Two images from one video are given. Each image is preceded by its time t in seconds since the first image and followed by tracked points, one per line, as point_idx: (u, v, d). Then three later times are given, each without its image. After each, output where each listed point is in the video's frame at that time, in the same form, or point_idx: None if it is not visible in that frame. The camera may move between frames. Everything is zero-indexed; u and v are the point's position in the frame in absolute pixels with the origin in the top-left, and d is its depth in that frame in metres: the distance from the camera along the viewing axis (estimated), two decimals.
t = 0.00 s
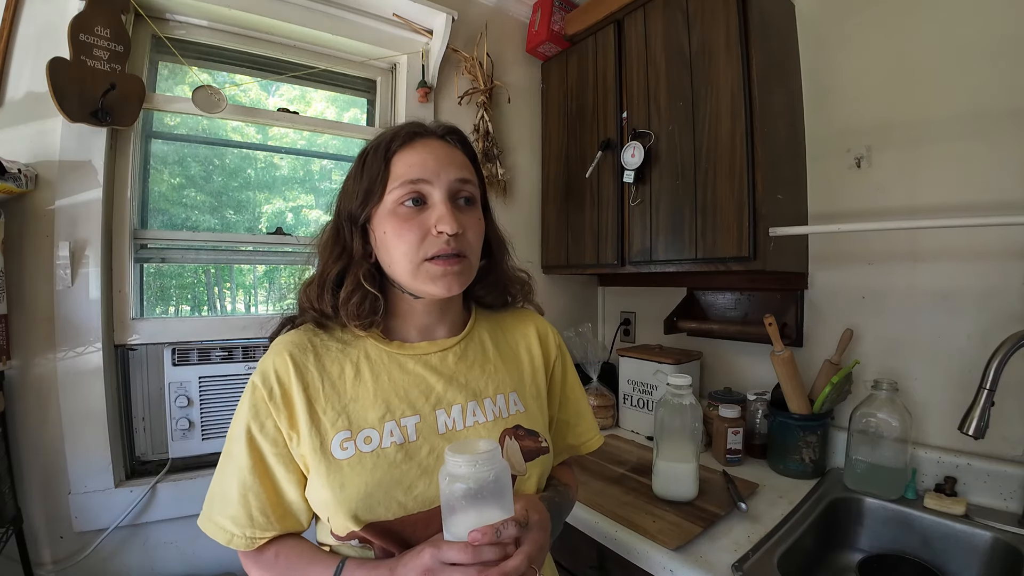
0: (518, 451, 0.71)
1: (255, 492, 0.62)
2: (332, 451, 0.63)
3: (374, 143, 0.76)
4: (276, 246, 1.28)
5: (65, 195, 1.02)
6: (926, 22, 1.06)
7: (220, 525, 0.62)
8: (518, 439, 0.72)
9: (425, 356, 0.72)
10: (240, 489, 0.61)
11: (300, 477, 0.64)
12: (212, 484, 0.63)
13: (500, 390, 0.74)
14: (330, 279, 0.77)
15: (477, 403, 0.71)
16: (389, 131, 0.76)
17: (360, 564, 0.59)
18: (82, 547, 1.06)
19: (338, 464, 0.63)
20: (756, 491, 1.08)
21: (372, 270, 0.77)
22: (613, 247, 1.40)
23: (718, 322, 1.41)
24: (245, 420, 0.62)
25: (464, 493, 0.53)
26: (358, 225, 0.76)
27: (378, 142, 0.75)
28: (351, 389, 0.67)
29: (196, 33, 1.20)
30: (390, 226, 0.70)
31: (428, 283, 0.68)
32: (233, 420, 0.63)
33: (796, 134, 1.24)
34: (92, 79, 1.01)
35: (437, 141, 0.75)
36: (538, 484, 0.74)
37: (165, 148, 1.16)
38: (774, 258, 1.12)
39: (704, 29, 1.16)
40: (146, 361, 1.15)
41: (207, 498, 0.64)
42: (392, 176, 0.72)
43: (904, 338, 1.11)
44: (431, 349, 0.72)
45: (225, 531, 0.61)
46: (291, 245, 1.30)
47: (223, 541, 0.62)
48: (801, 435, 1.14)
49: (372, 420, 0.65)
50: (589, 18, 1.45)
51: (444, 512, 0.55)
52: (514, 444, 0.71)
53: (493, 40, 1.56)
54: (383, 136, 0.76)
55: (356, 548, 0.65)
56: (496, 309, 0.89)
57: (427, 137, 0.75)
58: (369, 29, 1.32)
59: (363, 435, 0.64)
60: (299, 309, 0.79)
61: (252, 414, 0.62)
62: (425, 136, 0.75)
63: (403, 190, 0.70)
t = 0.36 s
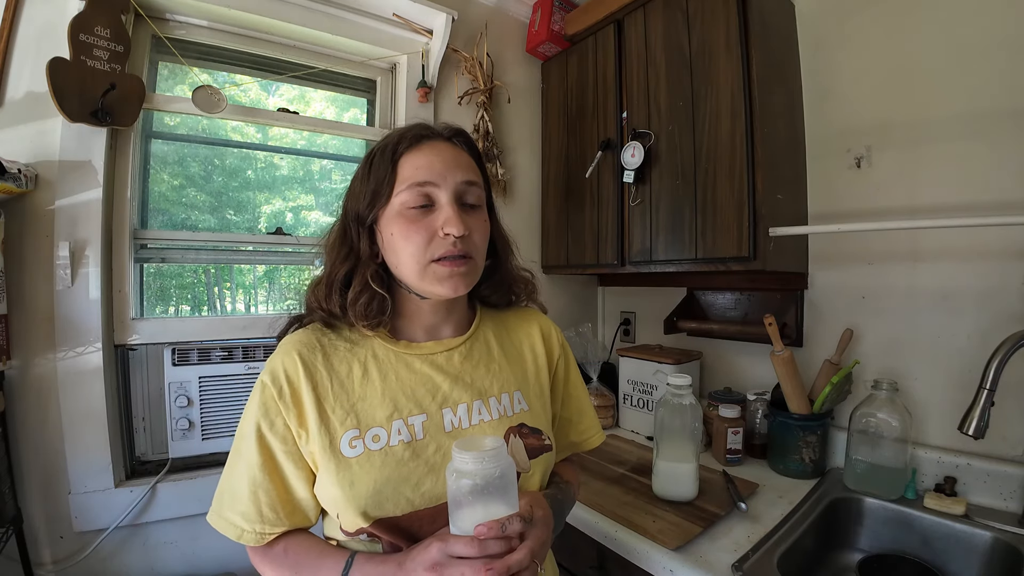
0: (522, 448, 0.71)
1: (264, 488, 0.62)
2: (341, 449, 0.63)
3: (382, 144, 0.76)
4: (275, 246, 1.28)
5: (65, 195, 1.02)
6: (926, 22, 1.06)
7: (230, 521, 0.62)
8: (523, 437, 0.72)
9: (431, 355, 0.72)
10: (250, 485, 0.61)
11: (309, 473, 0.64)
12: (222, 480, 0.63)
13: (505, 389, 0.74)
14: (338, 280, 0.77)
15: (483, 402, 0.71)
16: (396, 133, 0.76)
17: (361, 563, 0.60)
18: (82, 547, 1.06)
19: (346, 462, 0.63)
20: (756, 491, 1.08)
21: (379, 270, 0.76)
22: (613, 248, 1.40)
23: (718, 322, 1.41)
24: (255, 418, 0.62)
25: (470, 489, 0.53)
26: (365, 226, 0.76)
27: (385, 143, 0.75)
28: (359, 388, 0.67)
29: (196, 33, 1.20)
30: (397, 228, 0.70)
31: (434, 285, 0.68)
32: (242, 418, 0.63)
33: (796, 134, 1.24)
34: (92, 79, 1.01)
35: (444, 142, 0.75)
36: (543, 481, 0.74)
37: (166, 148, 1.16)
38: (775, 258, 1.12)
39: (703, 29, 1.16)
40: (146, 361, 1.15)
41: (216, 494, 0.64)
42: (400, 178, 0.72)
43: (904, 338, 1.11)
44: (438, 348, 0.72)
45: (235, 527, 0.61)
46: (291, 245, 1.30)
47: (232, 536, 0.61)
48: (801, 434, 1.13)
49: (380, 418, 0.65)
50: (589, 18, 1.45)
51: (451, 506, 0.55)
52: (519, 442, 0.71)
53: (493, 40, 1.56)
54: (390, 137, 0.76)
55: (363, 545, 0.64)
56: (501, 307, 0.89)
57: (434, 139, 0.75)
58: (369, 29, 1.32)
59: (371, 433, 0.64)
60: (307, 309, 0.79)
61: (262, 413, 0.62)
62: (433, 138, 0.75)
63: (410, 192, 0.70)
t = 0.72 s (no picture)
0: (524, 445, 0.71)
1: (271, 484, 0.62)
2: (347, 446, 0.63)
3: (388, 145, 0.76)
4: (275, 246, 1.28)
5: (65, 195, 1.02)
6: (925, 22, 1.06)
7: (237, 516, 0.62)
8: (525, 435, 0.72)
9: (436, 353, 0.72)
10: (257, 481, 0.61)
11: (314, 470, 0.64)
12: (229, 475, 0.63)
13: (508, 387, 0.74)
14: (344, 280, 0.76)
15: (486, 400, 0.71)
16: (402, 134, 0.76)
17: (363, 561, 0.59)
18: (82, 547, 1.06)
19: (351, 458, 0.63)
20: (756, 491, 1.08)
21: (384, 270, 0.76)
22: (613, 248, 1.40)
23: (718, 321, 1.41)
24: (261, 415, 0.62)
25: (473, 484, 0.52)
26: (370, 226, 0.76)
27: (391, 143, 0.75)
28: (364, 385, 0.67)
29: (196, 33, 1.20)
30: (402, 229, 0.70)
31: (439, 286, 0.68)
32: (248, 415, 0.63)
33: (796, 134, 1.24)
34: (92, 79, 1.01)
35: (450, 143, 0.75)
36: (544, 478, 0.74)
37: (166, 147, 1.16)
38: (775, 258, 1.12)
39: (703, 29, 1.16)
40: (146, 361, 1.15)
41: (222, 491, 0.64)
42: (406, 179, 0.72)
43: (904, 338, 1.11)
44: (442, 346, 0.72)
45: (242, 522, 0.61)
46: (291, 245, 1.30)
47: (239, 531, 0.62)
48: (801, 434, 1.14)
49: (385, 416, 0.65)
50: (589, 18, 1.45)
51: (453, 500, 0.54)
52: (520, 439, 0.71)
53: (493, 40, 1.56)
54: (396, 137, 0.76)
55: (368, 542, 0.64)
56: (504, 307, 0.89)
57: (440, 140, 0.75)
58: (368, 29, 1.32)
59: (377, 430, 0.64)
60: (312, 308, 0.78)
61: (268, 410, 0.62)
62: (438, 140, 0.75)
63: (415, 193, 0.70)
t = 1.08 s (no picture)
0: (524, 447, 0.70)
1: (282, 478, 0.62)
2: (354, 439, 0.63)
3: (388, 149, 0.76)
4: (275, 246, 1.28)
5: (65, 195, 1.02)
6: (925, 22, 1.06)
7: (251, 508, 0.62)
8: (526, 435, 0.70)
9: (442, 350, 0.72)
10: (270, 473, 0.61)
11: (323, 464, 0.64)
12: (242, 468, 0.64)
13: (511, 387, 0.74)
14: (349, 282, 0.76)
15: (490, 398, 0.71)
16: (403, 138, 0.76)
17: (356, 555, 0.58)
18: (82, 547, 1.06)
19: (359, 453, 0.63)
20: (756, 491, 1.08)
21: (388, 273, 0.76)
22: (613, 248, 1.40)
23: (718, 321, 1.41)
24: (273, 408, 0.62)
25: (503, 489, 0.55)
26: (374, 230, 0.76)
27: (392, 147, 0.75)
28: (372, 380, 0.67)
29: (195, 33, 1.20)
30: (405, 234, 0.70)
31: (442, 289, 0.69)
32: (261, 407, 0.63)
33: (797, 134, 1.24)
34: (92, 79, 1.01)
35: (449, 146, 0.75)
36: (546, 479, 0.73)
37: (166, 147, 1.16)
38: (775, 258, 1.12)
39: (703, 29, 1.16)
40: (146, 360, 1.15)
41: (236, 483, 0.64)
42: (408, 183, 0.72)
43: (904, 338, 1.11)
44: (448, 344, 0.73)
45: (255, 514, 0.62)
46: (291, 245, 1.30)
47: (253, 523, 0.62)
48: (801, 434, 1.13)
49: (392, 410, 0.65)
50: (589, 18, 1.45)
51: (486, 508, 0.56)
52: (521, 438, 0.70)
53: (493, 40, 1.56)
54: (397, 141, 0.76)
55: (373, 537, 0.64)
56: (506, 306, 0.89)
57: (440, 144, 0.75)
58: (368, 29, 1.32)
59: (383, 424, 0.64)
60: (318, 310, 0.79)
61: (279, 402, 0.62)
62: (438, 143, 0.75)
63: (417, 198, 0.70)
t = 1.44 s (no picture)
0: (536, 437, 0.71)
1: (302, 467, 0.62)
2: (377, 428, 0.64)
3: (379, 167, 0.76)
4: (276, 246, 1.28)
5: (65, 195, 1.02)
6: (925, 22, 1.06)
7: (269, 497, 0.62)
8: (537, 426, 0.72)
9: (458, 345, 0.72)
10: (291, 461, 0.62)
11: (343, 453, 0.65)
12: (261, 458, 0.64)
13: (523, 381, 0.75)
14: (357, 299, 0.74)
15: (504, 391, 0.72)
16: (391, 157, 0.75)
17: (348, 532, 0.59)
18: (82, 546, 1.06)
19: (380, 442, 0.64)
20: (756, 491, 1.08)
21: (395, 286, 0.76)
22: (613, 248, 1.40)
23: (718, 321, 1.41)
24: (297, 398, 0.63)
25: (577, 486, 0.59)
26: (377, 246, 0.77)
27: (382, 166, 0.75)
28: (393, 372, 0.68)
29: (196, 33, 1.20)
30: (412, 252, 0.71)
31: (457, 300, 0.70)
32: (284, 398, 0.65)
33: (797, 134, 1.24)
34: (92, 79, 1.01)
35: (438, 159, 0.74)
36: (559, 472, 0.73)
37: (166, 147, 1.16)
38: (774, 258, 1.12)
39: (703, 29, 1.16)
40: (146, 360, 1.15)
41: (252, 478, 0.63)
42: (404, 202, 0.72)
43: (903, 338, 1.11)
44: (463, 339, 0.73)
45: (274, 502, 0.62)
46: (291, 245, 1.30)
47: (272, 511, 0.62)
48: (801, 434, 1.14)
49: (412, 402, 0.67)
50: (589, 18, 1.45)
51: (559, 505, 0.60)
52: (534, 430, 0.71)
53: (493, 40, 1.56)
54: (385, 160, 0.75)
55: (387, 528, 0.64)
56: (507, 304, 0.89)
57: (429, 158, 0.74)
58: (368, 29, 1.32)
59: (405, 414, 0.66)
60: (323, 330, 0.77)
61: (303, 392, 0.63)
62: (427, 157, 0.74)
63: (415, 215, 0.70)
